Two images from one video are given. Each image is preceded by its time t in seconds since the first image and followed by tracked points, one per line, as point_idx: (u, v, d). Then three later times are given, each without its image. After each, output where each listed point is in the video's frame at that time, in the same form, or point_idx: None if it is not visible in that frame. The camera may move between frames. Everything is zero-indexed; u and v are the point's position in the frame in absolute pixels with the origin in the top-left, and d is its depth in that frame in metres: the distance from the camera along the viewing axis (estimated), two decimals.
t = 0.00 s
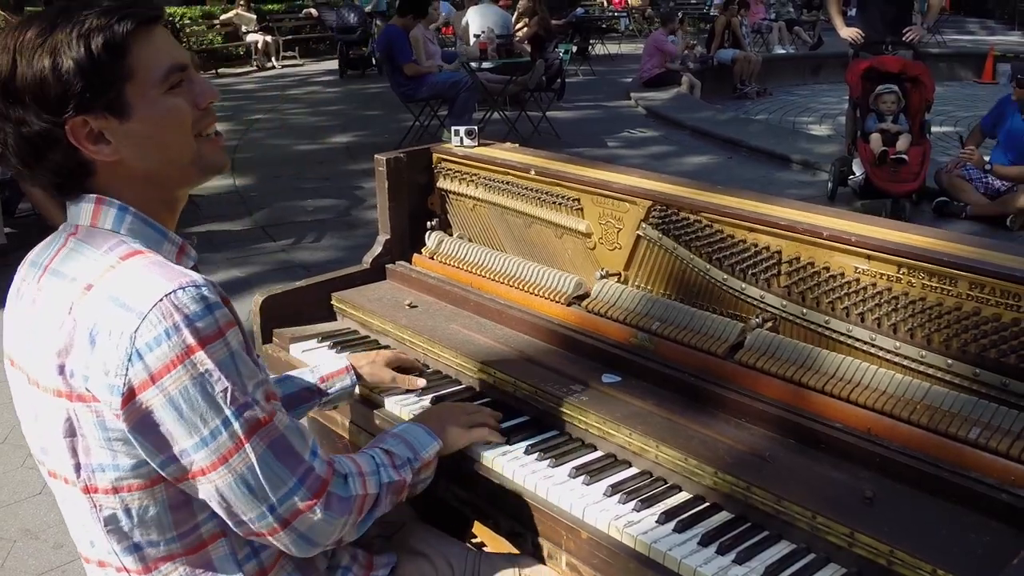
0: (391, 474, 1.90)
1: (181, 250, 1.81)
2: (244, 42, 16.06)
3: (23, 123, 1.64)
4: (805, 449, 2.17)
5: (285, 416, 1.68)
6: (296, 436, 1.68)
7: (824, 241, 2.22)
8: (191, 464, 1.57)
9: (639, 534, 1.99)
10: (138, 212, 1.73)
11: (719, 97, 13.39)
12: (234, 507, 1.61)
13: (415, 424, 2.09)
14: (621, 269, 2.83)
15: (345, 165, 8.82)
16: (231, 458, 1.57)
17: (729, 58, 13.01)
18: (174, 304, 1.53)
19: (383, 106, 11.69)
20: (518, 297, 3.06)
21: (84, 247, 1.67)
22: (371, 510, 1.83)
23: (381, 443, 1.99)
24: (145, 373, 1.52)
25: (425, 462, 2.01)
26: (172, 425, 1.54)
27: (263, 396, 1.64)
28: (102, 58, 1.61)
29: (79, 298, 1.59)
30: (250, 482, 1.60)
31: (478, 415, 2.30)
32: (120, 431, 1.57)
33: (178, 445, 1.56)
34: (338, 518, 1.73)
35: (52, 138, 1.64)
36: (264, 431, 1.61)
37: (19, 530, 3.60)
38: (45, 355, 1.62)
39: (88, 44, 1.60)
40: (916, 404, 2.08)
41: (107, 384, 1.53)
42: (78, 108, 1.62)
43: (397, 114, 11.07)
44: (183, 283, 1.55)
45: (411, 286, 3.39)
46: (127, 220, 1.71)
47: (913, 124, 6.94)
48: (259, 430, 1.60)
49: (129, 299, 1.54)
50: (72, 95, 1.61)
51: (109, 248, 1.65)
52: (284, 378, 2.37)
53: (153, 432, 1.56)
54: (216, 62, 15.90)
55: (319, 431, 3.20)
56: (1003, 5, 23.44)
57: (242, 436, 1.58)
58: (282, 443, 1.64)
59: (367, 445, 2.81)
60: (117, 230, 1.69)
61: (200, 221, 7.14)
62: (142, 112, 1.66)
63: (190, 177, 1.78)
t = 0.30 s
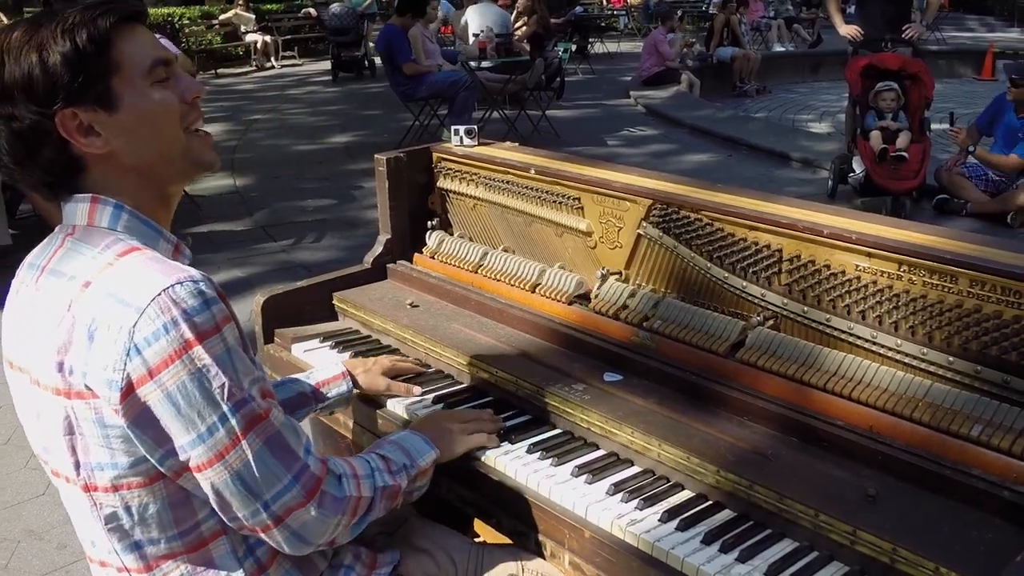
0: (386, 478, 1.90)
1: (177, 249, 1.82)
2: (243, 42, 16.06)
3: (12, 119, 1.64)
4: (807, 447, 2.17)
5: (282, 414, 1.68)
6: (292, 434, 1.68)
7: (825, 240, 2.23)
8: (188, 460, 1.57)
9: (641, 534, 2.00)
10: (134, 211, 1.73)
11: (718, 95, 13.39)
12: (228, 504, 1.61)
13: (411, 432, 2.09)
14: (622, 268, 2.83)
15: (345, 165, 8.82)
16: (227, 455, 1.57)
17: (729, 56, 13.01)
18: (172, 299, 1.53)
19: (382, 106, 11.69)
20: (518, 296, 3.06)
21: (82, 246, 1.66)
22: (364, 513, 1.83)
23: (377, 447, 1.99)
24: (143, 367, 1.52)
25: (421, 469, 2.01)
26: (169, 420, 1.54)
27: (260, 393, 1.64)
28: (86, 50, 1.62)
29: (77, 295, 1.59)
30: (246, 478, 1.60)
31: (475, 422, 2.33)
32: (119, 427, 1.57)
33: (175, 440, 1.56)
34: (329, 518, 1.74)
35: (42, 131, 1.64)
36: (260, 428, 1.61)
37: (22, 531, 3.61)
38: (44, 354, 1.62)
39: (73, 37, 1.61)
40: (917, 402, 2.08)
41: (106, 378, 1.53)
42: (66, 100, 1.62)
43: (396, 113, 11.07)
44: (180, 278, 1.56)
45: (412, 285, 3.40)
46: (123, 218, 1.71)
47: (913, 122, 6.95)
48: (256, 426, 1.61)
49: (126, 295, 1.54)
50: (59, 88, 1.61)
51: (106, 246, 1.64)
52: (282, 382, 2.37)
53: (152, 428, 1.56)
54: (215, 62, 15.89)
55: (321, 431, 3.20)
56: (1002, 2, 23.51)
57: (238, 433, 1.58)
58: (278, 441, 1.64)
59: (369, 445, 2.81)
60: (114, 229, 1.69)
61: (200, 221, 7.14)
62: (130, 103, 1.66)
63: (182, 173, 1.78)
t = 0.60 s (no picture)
0: (393, 466, 1.91)
1: (177, 249, 1.82)
2: (248, 39, 16.08)
3: (32, 111, 1.65)
4: (810, 445, 2.17)
5: (286, 403, 1.68)
6: (294, 422, 1.68)
7: (830, 238, 2.22)
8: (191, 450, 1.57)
9: (643, 531, 1.99)
10: (136, 210, 1.74)
11: (724, 93, 13.37)
12: (231, 492, 1.62)
13: (423, 418, 2.11)
14: (626, 266, 2.83)
15: (349, 162, 8.83)
16: (230, 443, 1.58)
17: (734, 54, 12.99)
18: (175, 290, 1.54)
19: (387, 103, 11.70)
20: (522, 294, 3.06)
21: (83, 242, 1.67)
22: (370, 501, 1.83)
23: (386, 434, 1.99)
24: (147, 358, 1.52)
25: (429, 457, 2.01)
26: (173, 411, 1.55)
27: (262, 383, 1.64)
28: (116, 55, 1.62)
29: (79, 288, 1.59)
30: (248, 466, 1.61)
31: (484, 411, 2.34)
32: (123, 419, 1.57)
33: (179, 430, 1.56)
34: (334, 505, 1.74)
35: (58, 128, 1.65)
36: (262, 417, 1.61)
37: (24, 526, 3.62)
38: (46, 349, 1.62)
39: (104, 40, 1.61)
40: (921, 400, 2.07)
41: (109, 370, 1.53)
42: (88, 101, 1.62)
43: (401, 110, 11.07)
44: (183, 270, 1.57)
45: (416, 282, 3.40)
46: (124, 215, 1.71)
47: (919, 121, 6.92)
48: (259, 415, 1.61)
49: (129, 286, 1.55)
50: (83, 90, 1.62)
51: (106, 240, 1.65)
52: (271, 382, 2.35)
53: (155, 417, 1.57)
54: (221, 59, 15.91)
55: (324, 428, 3.20)
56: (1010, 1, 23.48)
57: (241, 422, 1.59)
58: (281, 429, 1.64)
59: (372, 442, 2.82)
60: (114, 226, 1.70)
61: (205, 218, 7.16)
62: (151, 111, 1.67)
63: (190, 181, 1.77)
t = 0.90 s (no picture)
0: (401, 468, 1.89)
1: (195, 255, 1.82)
2: (249, 43, 16.13)
3: (54, 112, 1.66)
4: (813, 450, 2.17)
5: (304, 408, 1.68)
6: (312, 427, 1.68)
7: (832, 242, 2.22)
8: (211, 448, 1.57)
9: (647, 536, 1.99)
10: (159, 213, 1.75)
11: (724, 96, 13.38)
12: (248, 493, 1.60)
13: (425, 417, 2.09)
14: (628, 270, 2.83)
15: (349, 166, 8.83)
16: (251, 443, 1.58)
17: (734, 57, 13.00)
18: (204, 289, 1.54)
19: (388, 106, 11.71)
20: (524, 298, 3.06)
21: (108, 239, 1.67)
22: (380, 504, 1.81)
23: (392, 437, 1.97)
24: (173, 355, 1.53)
25: (434, 456, 2.00)
26: (196, 408, 1.55)
27: (282, 387, 1.64)
28: (141, 69, 1.61)
29: (108, 283, 1.59)
30: (267, 467, 1.60)
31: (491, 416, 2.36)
32: (144, 414, 1.57)
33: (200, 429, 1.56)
34: (348, 512, 1.72)
35: (77, 132, 1.66)
36: (283, 419, 1.61)
37: (27, 530, 3.62)
38: (70, 341, 1.61)
39: (132, 54, 1.61)
40: (925, 405, 2.07)
41: (135, 364, 1.53)
42: (109, 111, 1.62)
43: (402, 114, 11.08)
44: (211, 270, 1.57)
45: (417, 286, 3.40)
46: (148, 216, 1.72)
47: (920, 124, 6.93)
48: (280, 417, 1.61)
49: (159, 283, 1.55)
50: (106, 101, 1.62)
51: (132, 239, 1.65)
52: (291, 374, 2.35)
53: (177, 415, 1.57)
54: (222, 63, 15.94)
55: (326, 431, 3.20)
56: (1009, 5, 23.54)
57: (262, 422, 1.58)
58: (301, 433, 1.64)
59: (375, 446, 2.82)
60: (139, 225, 1.70)
61: (206, 222, 7.17)
62: (171, 126, 1.67)
63: (203, 189, 1.77)
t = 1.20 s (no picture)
0: (407, 480, 1.89)
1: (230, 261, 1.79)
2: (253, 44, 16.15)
3: (165, 99, 1.62)
4: (818, 449, 2.16)
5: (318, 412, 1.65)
6: (324, 433, 1.64)
7: (835, 240, 2.21)
8: (225, 441, 1.55)
9: (651, 536, 1.99)
10: (198, 206, 1.71)
11: (728, 94, 13.36)
12: (257, 494, 1.57)
13: (432, 428, 2.10)
14: (631, 268, 2.82)
15: (353, 166, 8.84)
16: (263, 441, 1.54)
17: (739, 56, 12.98)
18: (234, 281, 1.52)
19: (392, 106, 11.72)
20: (527, 297, 3.05)
21: (145, 227, 1.64)
22: (385, 515, 1.80)
23: (398, 448, 1.97)
24: (197, 342, 1.51)
25: (441, 468, 2.00)
26: (214, 398, 1.53)
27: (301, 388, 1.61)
28: (263, 95, 1.62)
29: (141, 268, 1.56)
30: (276, 469, 1.56)
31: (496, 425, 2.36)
32: (164, 399, 1.54)
33: (216, 419, 1.54)
34: (353, 521, 1.68)
35: (177, 125, 1.62)
36: (297, 422, 1.57)
37: (33, 530, 3.62)
38: (98, 321, 1.59)
39: (259, 78, 1.61)
40: (929, 404, 2.07)
41: (159, 347, 1.51)
42: (221, 117, 1.61)
43: (405, 113, 11.08)
44: (241, 263, 1.55)
45: (420, 286, 3.40)
46: (187, 209, 1.68)
47: (924, 122, 6.90)
48: (295, 419, 1.57)
49: (191, 270, 1.53)
50: (222, 110, 1.61)
51: (165, 228, 1.63)
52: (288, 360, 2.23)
53: (195, 401, 1.55)
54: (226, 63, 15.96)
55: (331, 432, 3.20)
56: (1016, 2, 23.46)
57: (276, 422, 1.55)
58: (314, 438, 1.60)
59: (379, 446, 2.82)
60: (177, 217, 1.67)
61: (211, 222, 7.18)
62: (267, 149, 1.67)
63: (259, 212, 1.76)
